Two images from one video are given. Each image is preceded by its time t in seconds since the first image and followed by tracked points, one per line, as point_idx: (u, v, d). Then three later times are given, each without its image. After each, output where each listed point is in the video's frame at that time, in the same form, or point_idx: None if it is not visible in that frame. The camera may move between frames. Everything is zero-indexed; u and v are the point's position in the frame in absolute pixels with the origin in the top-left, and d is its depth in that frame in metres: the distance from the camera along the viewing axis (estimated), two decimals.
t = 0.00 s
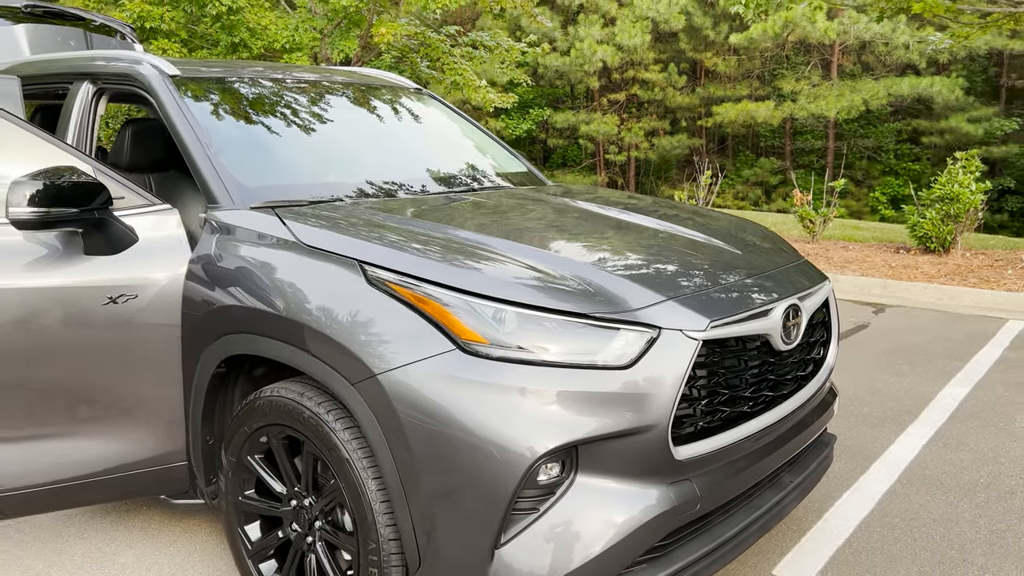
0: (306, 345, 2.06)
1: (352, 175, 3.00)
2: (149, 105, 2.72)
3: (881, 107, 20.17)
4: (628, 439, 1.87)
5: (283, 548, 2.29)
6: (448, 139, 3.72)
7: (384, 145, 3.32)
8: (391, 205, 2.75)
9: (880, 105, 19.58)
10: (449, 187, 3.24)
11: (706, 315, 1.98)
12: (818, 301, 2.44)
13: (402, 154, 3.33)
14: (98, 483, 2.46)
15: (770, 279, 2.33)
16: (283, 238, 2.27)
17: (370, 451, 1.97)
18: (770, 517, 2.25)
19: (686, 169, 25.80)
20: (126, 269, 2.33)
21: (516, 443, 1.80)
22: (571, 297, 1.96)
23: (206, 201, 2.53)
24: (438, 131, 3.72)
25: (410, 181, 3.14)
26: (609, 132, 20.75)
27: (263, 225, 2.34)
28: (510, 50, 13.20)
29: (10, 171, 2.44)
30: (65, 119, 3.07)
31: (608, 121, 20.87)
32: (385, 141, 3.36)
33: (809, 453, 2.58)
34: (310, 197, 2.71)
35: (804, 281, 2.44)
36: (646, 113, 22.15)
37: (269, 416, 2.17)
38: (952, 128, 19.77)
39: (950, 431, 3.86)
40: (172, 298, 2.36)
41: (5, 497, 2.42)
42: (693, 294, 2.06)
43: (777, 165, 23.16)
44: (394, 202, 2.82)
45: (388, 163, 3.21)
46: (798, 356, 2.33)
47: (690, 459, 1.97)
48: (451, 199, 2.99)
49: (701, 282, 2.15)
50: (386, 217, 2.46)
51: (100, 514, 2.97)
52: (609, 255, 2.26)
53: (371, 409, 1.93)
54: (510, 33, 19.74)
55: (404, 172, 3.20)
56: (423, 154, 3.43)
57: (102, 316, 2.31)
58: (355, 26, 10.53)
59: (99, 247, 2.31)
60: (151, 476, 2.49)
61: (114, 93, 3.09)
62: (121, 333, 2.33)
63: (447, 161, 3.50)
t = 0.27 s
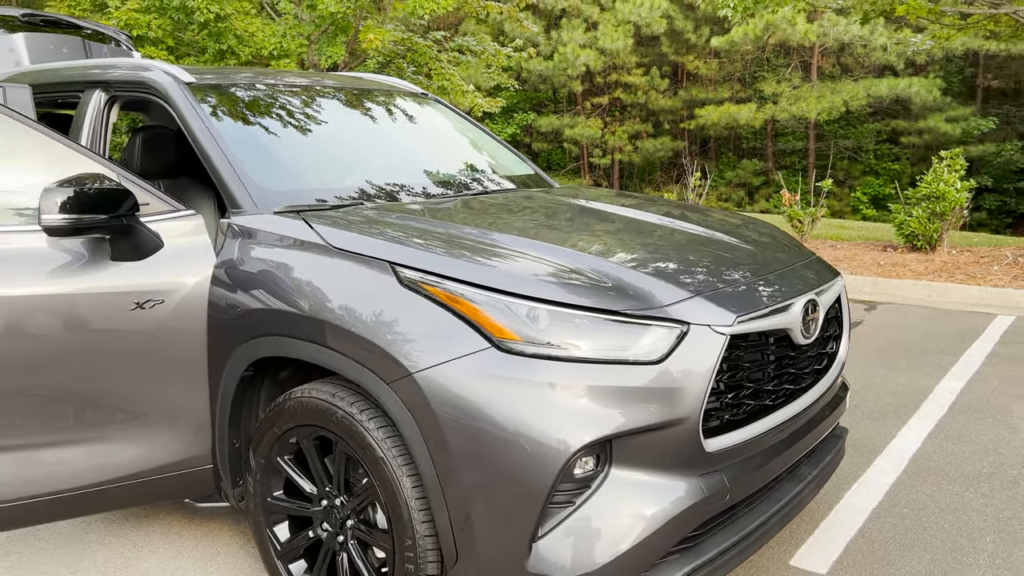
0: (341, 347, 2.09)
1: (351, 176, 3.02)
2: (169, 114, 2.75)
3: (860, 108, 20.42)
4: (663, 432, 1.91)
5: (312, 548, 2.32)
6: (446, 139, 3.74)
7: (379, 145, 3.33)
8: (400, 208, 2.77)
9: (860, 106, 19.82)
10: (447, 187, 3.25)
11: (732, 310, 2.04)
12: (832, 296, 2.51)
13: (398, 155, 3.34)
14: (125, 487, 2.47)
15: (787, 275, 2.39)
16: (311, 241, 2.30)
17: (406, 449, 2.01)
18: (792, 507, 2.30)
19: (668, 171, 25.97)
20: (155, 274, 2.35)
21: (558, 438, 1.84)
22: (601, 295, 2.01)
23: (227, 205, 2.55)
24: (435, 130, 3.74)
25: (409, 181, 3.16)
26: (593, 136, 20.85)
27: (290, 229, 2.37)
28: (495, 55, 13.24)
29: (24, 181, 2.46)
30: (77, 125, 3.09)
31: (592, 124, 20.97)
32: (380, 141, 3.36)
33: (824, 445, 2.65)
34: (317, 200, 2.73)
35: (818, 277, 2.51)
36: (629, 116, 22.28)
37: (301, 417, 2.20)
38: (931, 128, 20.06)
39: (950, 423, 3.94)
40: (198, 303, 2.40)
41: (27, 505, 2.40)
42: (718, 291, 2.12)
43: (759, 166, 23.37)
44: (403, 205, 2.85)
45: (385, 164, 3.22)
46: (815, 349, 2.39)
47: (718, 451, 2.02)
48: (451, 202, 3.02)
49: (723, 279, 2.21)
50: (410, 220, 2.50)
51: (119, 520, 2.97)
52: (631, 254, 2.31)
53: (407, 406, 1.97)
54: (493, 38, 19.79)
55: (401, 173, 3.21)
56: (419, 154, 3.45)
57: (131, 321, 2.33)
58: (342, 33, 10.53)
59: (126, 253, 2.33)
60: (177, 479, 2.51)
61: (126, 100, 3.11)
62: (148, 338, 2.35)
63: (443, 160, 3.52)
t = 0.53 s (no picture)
0: (370, 349, 2.14)
1: (350, 181, 3.04)
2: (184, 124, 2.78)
3: (840, 113, 20.68)
4: (689, 426, 1.98)
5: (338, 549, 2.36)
6: (443, 143, 3.77)
7: (375, 150, 3.35)
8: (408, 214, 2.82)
9: (839, 110, 20.07)
10: (444, 191, 3.28)
11: (749, 309, 2.11)
12: (838, 295, 2.59)
13: (394, 159, 3.37)
14: (146, 492, 2.50)
15: (795, 275, 2.47)
16: (335, 247, 2.35)
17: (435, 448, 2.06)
18: (806, 499, 2.38)
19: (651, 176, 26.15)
20: (180, 280, 2.40)
21: (590, 432, 1.89)
22: (623, 296, 2.07)
23: (248, 213, 2.60)
24: (430, 135, 3.77)
25: (406, 186, 3.19)
26: (577, 142, 20.97)
27: (314, 235, 2.42)
28: (482, 62, 13.31)
29: (15, 191, 2.45)
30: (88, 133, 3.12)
31: (575, 131, 21.10)
32: (376, 146, 3.39)
33: (831, 440, 2.72)
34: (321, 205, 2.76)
35: (824, 277, 2.59)
36: (612, 122, 22.44)
37: (328, 419, 2.25)
38: (909, 132, 20.34)
39: (944, 419, 4.03)
40: (222, 310, 2.44)
41: (51, 511, 2.42)
42: (733, 290, 2.19)
43: (741, 171, 23.60)
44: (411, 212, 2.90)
45: (382, 169, 3.24)
46: (823, 347, 2.46)
47: (738, 445, 2.08)
48: (452, 207, 3.05)
49: (737, 279, 2.28)
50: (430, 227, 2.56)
51: (137, 526, 3.00)
52: (646, 256, 2.38)
53: (437, 406, 2.02)
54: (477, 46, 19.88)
55: (398, 177, 3.24)
56: (415, 158, 3.48)
57: (156, 327, 2.37)
58: (330, 41, 10.56)
59: (150, 261, 2.37)
60: (199, 484, 2.56)
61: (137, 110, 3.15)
62: (172, 344, 2.40)
63: (440, 164, 3.55)
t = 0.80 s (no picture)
0: (390, 352, 2.21)
1: (348, 186, 3.07)
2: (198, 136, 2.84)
3: (822, 119, 20.93)
4: (702, 422, 2.06)
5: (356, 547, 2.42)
6: (439, 151, 3.81)
7: (372, 156, 3.39)
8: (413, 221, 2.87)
9: (822, 117, 20.31)
10: (440, 198, 3.33)
11: (754, 309, 2.20)
12: (836, 296, 2.69)
13: (390, 166, 3.41)
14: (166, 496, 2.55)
15: (796, 277, 2.57)
16: (351, 253, 2.42)
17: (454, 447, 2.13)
18: (808, 492, 2.46)
19: (637, 183, 26.35)
20: (199, 287, 2.46)
21: (608, 429, 1.97)
22: (634, 297, 2.15)
23: (264, 220, 2.66)
24: (426, 143, 3.81)
25: (404, 192, 3.23)
26: (563, 150, 21.11)
27: (333, 242, 2.49)
28: (470, 71, 13.42)
29: (5, 200, 2.53)
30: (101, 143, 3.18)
31: (561, 138, 21.24)
32: (372, 152, 3.42)
33: (831, 436, 2.82)
34: (322, 210, 2.79)
35: (824, 280, 2.68)
36: (598, 130, 22.61)
37: (348, 420, 2.32)
38: (890, 137, 20.61)
39: (936, 418, 4.14)
40: (241, 315, 2.50)
41: (71, 514, 2.47)
42: (739, 292, 2.28)
43: (726, 177, 23.82)
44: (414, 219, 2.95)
45: (379, 175, 3.28)
46: (823, 346, 2.56)
47: (746, 440, 2.17)
48: (454, 214, 3.12)
49: (741, 281, 2.38)
50: (443, 233, 2.63)
51: (152, 530, 3.05)
52: (655, 260, 2.47)
53: (458, 406, 2.09)
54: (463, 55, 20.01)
55: (396, 184, 3.28)
56: (411, 164, 3.51)
57: (177, 333, 2.44)
58: (319, 51, 10.64)
59: (171, 268, 2.41)
60: (218, 488, 2.60)
61: (149, 121, 3.20)
62: (192, 350, 2.46)
63: (436, 171, 3.59)
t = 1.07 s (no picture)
0: (408, 350, 2.31)
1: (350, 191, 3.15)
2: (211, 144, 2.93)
3: (810, 126, 21.15)
4: (708, 413, 2.16)
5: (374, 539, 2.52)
6: (440, 158, 3.89)
7: (372, 162, 3.46)
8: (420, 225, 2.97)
9: (810, 123, 20.53)
10: (439, 202, 3.41)
11: (755, 306, 2.31)
12: (830, 294, 2.80)
13: (390, 171, 3.48)
14: (187, 492, 2.63)
15: (792, 276, 2.69)
16: (368, 256, 2.53)
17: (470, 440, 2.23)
18: (808, 481, 2.57)
19: (627, 190, 26.52)
20: (220, 290, 2.55)
21: (621, 420, 2.07)
22: (641, 294, 2.26)
23: (281, 225, 2.75)
24: (427, 149, 3.89)
25: (405, 197, 3.31)
26: (554, 157, 21.25)
27: (349, 246, 2.59)
28: (463, 81, 13.55)
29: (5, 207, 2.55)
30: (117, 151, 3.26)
31: (552, 146, 21.39)
32: (371, 158, 3.49)
33: (828, 429, 2.93)
34: (333, 215, 2.88)
35: (819, 278, 2.80)
36: (588, 137, 22.77)
37: (367, 416, 2.41)
38: (876, 143, 20.85)
39: (926, 414, 4.26)
40: (259, 317, 2.60)
41: (94, 511, 2.53)
42: (740, 289, 2.39)
43: (715, 184, 24.02)
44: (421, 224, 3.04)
45: (380, 181, 3.36)
46: (820, 342, 2.67)
47: (749, 430, 2.28)
48: (459, 218, 3.21)
49: (742, 279, 2.49)
50: (454, 235, 2.74)
51: (169, 529, 3.13)
52: (659, 260, 2.58)
53: (474, 400, 2.19)
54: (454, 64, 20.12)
55: (396, 188, 3.35)
56: (411, 170, 3.59)
57: (199, 334, 2.52)
58: (313, 61, 10.73)
59: (193, 272, 2.52)
60: (237, 484, 2.69)
61: (163, 131, 3.29)
62: (214, 350, 2.56)
63: (435, 176, 3.67)
